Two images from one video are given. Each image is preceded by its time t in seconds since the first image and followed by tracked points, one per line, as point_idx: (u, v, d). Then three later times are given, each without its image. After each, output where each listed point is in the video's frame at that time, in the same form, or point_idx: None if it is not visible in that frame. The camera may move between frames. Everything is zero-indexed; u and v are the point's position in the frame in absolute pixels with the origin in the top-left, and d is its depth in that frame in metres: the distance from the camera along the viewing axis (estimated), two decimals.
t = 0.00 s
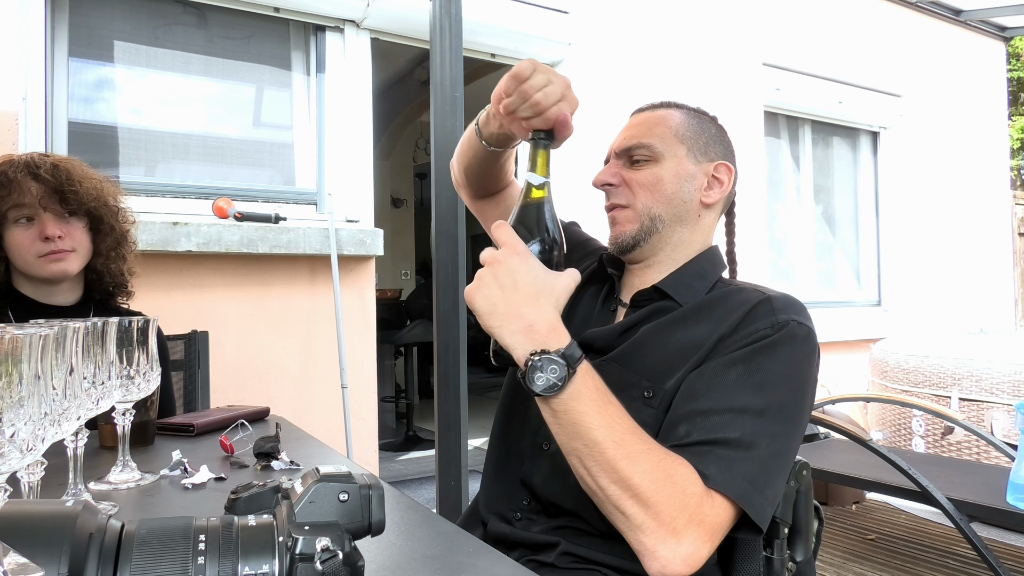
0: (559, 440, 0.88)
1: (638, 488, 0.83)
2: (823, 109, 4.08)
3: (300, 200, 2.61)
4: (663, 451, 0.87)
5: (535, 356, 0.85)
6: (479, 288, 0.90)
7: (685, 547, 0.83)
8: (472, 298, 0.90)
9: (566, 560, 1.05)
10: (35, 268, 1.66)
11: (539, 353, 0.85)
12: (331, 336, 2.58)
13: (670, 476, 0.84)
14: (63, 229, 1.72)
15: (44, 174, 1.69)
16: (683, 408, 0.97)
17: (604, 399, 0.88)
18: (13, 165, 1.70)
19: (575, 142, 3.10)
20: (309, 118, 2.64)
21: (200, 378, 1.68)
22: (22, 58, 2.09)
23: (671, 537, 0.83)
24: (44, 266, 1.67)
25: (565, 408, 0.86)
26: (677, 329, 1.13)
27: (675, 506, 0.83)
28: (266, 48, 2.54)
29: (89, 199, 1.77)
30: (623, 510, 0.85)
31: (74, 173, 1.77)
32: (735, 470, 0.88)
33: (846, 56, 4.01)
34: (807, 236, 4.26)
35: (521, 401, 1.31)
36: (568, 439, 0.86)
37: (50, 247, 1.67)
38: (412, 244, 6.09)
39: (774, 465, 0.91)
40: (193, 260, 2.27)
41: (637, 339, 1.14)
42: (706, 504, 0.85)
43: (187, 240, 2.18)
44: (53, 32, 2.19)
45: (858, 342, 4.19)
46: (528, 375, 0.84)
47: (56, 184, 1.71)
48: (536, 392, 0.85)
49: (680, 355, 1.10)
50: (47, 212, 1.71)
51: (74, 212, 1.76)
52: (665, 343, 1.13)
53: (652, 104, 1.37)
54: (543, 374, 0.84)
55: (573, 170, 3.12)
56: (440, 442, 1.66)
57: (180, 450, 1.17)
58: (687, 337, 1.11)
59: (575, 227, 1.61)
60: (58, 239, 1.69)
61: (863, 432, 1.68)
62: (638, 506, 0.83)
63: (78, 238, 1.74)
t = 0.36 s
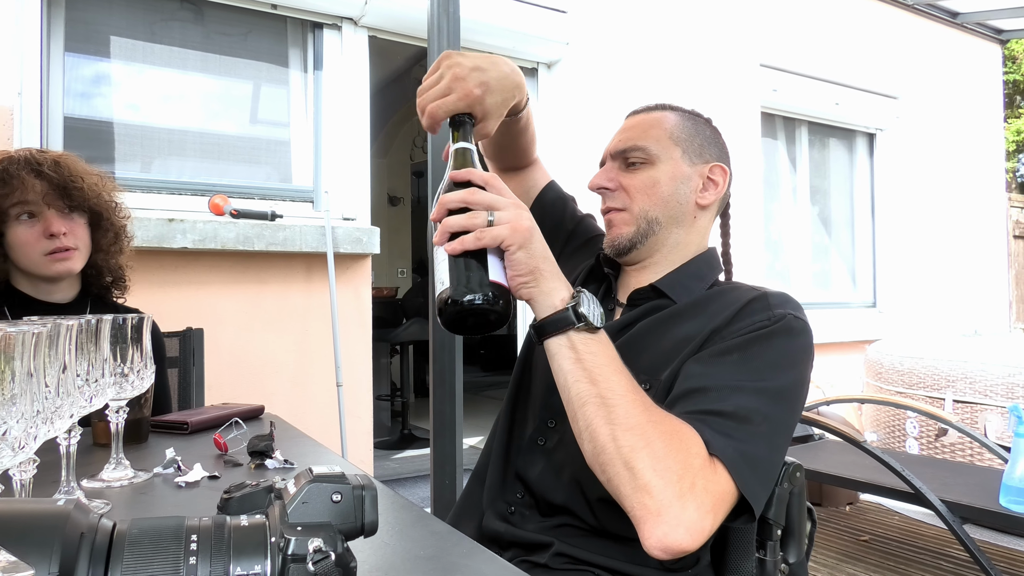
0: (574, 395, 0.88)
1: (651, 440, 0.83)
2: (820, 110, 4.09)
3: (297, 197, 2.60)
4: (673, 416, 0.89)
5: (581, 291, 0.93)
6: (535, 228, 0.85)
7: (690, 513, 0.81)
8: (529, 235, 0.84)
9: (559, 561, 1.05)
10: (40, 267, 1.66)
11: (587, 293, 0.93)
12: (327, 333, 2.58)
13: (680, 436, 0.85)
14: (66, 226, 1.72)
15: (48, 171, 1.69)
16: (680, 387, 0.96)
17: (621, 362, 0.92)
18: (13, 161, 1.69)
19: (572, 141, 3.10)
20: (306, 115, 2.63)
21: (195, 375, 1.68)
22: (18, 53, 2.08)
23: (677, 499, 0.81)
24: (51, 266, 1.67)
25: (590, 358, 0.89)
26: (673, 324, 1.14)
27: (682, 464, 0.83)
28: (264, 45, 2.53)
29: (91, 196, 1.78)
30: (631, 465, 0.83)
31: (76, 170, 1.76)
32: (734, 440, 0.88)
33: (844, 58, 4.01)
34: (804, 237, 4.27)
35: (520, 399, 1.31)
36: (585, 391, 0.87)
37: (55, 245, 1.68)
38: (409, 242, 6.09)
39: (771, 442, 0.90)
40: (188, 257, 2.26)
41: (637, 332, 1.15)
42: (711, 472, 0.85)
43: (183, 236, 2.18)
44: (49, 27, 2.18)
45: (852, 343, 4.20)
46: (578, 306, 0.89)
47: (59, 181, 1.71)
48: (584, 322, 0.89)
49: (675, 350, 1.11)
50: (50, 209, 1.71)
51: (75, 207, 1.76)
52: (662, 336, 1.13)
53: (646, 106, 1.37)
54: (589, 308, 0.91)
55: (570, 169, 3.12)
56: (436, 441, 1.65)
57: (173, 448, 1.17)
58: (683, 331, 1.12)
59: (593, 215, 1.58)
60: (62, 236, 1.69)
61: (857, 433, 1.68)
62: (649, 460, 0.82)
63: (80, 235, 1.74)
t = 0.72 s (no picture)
0: (561, 396, 0.88)
1: (637, 443, 0.83)
2: (814, 112, 4.10)
3: (289, 195, 2.59)
4: (659, 416, 0.89)
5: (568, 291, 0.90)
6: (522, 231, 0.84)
7: (675, 515, 0.81)
8: (515, 243, 0.83)
9: (548, 561, 1.05)
10: (28, 263, 1.64)
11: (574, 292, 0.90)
12: (319, 332, 2.57)
13: (666, 438, 0.85)
14: (55, 223, 1.71)
15: (37, 168, 1.68)
16: (672, 387, 0.97)
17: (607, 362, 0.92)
18: (3, 158, 1.67)
19: (566, 141, 3.10)
20: (299, 113, 2.62)
21: (186, 373, 1.67)
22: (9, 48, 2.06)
23: (663, 502, 0.81)
24: (38, 262, 1.66)
25: (576, 357, 0.89)
26: (667, 324, 1.14)
27: (668, 467, 0.83)
28: (257, 42, 2.52)
29: (80, 194, 1.77)
30: (617, 468, 0.83)
31: (66, 167, 1.75)
32: (722, 443, 0.88)
33: (838, 60, 4.03)
34: (796, 238, 4.29)
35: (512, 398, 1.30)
36: (571, 394, 0.87)
37: (44, 241, 1.66)
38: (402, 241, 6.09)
39: (760, 445, 0.90)
40: (179, 255, 2.25)
41: (630, 332, 1.15)
42: (697, 474, 0.85)
43: (174, 234, 2.17)
44: (41, 22, 2.17)
45: (843, 344, 4.23)
46: (564, 308, 0.88)
47: (48, 179, 1.70)
48: (569, 324, 0.88)
49: (669, 350, 1.11)
50: (39, 206, 1.70)
51: (64, 205, 1.75)
52: (655, 338, 1.13)
53: (637, 106, 1.37)
54: (576, 310, 0.90)
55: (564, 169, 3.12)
56: (427, 441, 1.65)
57: (162, 447, 1.16)
58: (676, 332, 1.12)
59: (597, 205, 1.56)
60: (51, 234, 1.68)
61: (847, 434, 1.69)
62: (635, 462, 0.82)
63: (70, 232, 1.73)
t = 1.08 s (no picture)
0: (559, 421, 0.86)
1: (639, 467, 0.82)
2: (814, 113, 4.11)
3: (290, 195, 2.59)
4: (664, 433, 0.87)
5: (551, 321, 0.84)
6: (482, 266, 0.84)
7: (684, 533, 0.82)
8: (473, 281, 0.84)
9: (552, 559, 1.05)
10: (23, 263, 1.64)
11: (558, 319, 0.84)
12: (320, 332, 2.57)
13: (670, 458, 0.84)
14: (51, 225, 1.70)
15: (33, 169, 1.69)
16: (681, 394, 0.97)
17: (612, 382, 0.88)
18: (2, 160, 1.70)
19: (567, 141, 3.10)
20: (300, 114, 2.62)
21: (188, 373, 1.67)
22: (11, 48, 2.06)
23: (671, 522, 0.81)
24: (33, 263, 1.65)
25: (571, 384, 0.85)
26: (674, 326, 1.13)
27: (673, 487, 0.82)
28: (259, 43, 2.52)
29: (77, 195, 1.76)
30: (622, 491, 0.83)
31: (63, 168, 1.75)
32: (733, 458, 0.88)
33: (838, 61, 4.03)
34: (796, 238, 4.29)
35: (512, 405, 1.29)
36: (568, 420, 0.85)
37: (39, 243, 1.66)
38: (403, 241, 6.09)
39: (769, 455, 0.90)
40: (180, 255, 2.25)
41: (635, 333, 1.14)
42: (703, 490, 0.84)
43: (176, 234, 2.17)
44: (43, 22, 2.17)
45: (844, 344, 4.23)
46: (546, 343, 0.83)
47: (45, 179, 1.70)
48: (552, 360, 0.84)
49: (674, 354, 1.10)
50: (36, 208, 1.70)
51: (61, 206, 1.75)
52: (661, 339, 1.12)
53: (644, 104, 1.35)
54: (560, 340, 0.84)
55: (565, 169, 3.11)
56: (429, 439, 1.65)
57: (165, 445, 1.16)
58: (683, 333, 1.11)
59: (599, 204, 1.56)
60: (47, 236, 1.68)
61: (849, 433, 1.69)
62: (638, 486, 0.82)
63: (66, 234, 1.72)
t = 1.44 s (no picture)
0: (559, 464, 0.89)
1: (637, 505, 0.84)
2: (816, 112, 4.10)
3: (293, 197, 2.60)
4: (663, 466, 0.87)
5: (527, 379, 0.86)
6: (466, 316, 0.90)
7: (690, 560, 0.84)
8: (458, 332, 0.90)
9: (556, 559, 1.05)
10: (21, 268, 1.66)
11: (531, 377, 0.86)
12: (323, 334, 2.57)
13: (668, 491, 0.84)
14: (49, 231, 1.71)
15: (34, 175, 1.68)
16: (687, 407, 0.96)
17: (605, 423, 0.89)
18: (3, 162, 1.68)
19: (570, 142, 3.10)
20: (303, 116, 2.63)
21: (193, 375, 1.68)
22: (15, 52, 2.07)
23: (675, 552, 0.84)
24: (28, 268, 1.67)
25: (563, 431, 0.87)
26: (679, 332, 1.11)
27: (674, 521, 0.84)
28: (262, 44, 2.53)
29: (77, 203, 1.76)
30: (624, 526, 0.86)
31: (65, 174, 1.74)
32: (743, 479, 0.88)
33: (840, 60, 4.03)
34: (799, 238, 4.28)
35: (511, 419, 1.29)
36: (566, 463, 0.88)
37: (36, 249, 1.67)
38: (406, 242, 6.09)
39: (776, 471, 0.90)
40: (184, 257, 2.25)
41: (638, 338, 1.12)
42: (708, 518, 0.86)
43: (181, 235, 2.18)
44: (47, 25, 2.17)
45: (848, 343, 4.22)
46: (527, 396, 0.85)
47: (44, 185, 1.69)
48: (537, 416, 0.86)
49: (679, 360, 1.09)
50: (34, 214, 1.69)
51: (60, 214, 1.74)
52: (664, 343, 1.10)
53: (635, 106, 1.33)
54: (539, 396, 0.85)
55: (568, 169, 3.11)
56: (433, 439, 1.65)
57: (170, 447, 1.17)
58: (688, 340, 1.10)
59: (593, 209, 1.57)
60: (43, 242, 1.68)
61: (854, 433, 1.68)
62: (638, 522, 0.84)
63: (63, 241, 1.73)
